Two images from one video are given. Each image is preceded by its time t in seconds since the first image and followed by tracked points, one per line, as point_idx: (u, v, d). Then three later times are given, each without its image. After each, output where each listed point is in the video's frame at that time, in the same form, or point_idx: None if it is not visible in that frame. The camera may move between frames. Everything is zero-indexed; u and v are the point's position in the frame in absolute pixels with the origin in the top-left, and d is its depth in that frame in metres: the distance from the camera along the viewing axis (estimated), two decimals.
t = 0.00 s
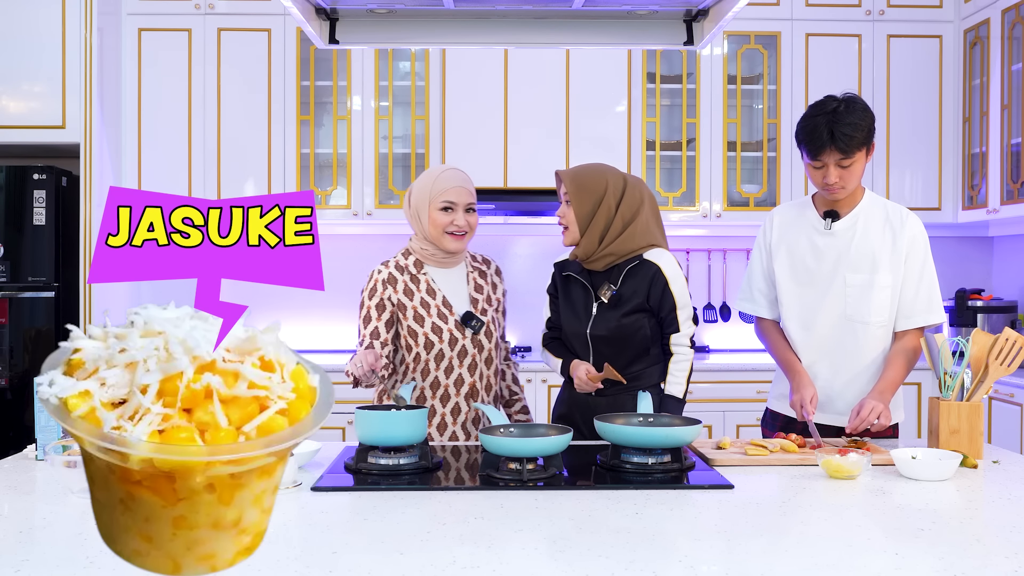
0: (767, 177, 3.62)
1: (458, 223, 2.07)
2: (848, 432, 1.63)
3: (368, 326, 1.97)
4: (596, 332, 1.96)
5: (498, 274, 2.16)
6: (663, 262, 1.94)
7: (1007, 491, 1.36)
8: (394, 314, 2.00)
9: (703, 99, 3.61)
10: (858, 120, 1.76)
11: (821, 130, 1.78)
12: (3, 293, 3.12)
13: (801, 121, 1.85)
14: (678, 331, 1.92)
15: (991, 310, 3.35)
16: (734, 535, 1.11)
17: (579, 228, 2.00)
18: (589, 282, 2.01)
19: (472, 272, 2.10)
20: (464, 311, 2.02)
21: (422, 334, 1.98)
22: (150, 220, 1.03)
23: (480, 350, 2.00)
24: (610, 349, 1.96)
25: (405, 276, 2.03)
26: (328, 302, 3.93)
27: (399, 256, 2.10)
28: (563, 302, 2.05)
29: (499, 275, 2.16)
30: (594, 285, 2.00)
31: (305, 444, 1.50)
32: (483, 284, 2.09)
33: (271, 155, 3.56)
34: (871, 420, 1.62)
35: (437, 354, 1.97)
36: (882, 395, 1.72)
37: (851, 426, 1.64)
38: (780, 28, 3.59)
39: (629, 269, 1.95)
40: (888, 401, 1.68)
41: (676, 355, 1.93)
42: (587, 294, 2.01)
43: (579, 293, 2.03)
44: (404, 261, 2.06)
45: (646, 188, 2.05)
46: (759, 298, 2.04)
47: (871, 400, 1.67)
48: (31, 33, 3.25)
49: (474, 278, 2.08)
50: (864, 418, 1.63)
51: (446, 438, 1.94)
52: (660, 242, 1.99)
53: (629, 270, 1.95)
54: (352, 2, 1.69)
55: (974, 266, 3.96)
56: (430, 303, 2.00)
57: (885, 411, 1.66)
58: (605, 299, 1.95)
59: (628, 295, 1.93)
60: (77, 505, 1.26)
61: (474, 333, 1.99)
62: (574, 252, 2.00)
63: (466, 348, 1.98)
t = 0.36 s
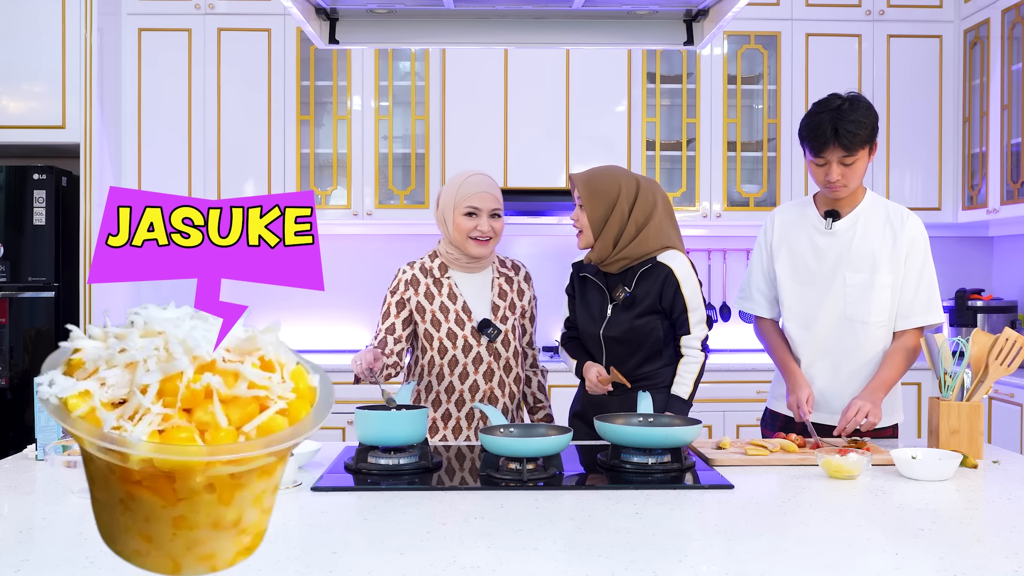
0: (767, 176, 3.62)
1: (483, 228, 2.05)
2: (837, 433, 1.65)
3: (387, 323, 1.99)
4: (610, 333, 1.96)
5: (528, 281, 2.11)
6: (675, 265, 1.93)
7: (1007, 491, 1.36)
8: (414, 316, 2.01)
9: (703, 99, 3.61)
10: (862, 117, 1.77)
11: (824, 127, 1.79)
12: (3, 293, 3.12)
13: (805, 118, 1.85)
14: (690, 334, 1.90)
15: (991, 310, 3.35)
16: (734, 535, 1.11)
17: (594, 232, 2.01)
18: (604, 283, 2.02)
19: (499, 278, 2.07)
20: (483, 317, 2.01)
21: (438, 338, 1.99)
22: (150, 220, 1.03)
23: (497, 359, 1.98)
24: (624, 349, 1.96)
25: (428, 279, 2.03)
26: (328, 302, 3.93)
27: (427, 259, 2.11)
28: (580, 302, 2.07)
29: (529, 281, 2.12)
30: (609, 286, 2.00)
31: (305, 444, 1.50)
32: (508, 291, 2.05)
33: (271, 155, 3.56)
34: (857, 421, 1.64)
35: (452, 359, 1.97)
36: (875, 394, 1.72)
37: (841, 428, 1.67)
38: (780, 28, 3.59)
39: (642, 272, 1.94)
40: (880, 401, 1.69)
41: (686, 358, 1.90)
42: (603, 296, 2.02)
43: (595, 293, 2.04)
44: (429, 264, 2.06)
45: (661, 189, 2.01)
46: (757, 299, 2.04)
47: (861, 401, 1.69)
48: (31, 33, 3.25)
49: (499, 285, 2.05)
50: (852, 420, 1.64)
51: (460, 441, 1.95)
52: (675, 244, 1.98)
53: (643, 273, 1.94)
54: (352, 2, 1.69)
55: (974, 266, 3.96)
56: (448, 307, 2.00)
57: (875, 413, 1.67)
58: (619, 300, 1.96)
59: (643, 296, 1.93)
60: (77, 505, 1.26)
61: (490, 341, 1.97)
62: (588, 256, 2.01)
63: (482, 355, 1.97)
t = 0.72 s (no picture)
0: (767, 176, 3.62)
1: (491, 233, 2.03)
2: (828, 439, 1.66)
3: (389, 313, 2.00)
4: (616, 334, 1.96)
5: (538, 282, 2.10)
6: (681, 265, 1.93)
7: (1007, 491, 1.36)
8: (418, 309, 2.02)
9: (703, 99, 3.61)
10: (863, 116, 1.76)
11: (826, 125, 1.79)
12: (3, 293, 3.12)
13: (806, 116, 1.85)
14: (693, 335, 1.89)
15: (991, 310, 3.35)
16: (734, 535, 1.11)
17: (603, 233, 2.00)
18: (612, 284, 2.01)
19: (506, 280, 2.06)
20: (485, 316, 2.01)
21: (438, 332, 1.99)
22: (150, 220, 1.03)
23: (495, 359, 1.98)
24: (631, 350, 1.96)
25: (434, 273, 2.04)
26: (328, 302, 3.93)
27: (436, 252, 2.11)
28: (586, 303, 2.06)
29: (539, 282, 2.11)
30: (617, 287, 2.00)
31: (305, 444, 1.50)
32: (513, 292, 2.05)
33: (271, 155, 3.56)
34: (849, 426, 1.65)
35: (449, 355, 1.97)
36: (867, 397, 1.72)
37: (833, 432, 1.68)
38: (780, 28, 3.59)
39: (649, 273, 1.94)
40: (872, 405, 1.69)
41: (689, 359, 1.88)
42: (609, 296, 2.02)
43: (602, 294, 2.03)
44: (437, 258, 2.06)
45: (670, 196, 2.03)
46: (758, 298, 2.04)
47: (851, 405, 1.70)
48: (32, 33, 3.25)
49: (505, 286, 2.05)
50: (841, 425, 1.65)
51: (454, 440, 1.94)
52: (682, 245, 1.99)
53: (649, 274, 1.94)
54: (352, 2, 1.69)
55: (974, 267, 3.96)
56: (452, 303, 2.01)
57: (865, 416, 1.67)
58: (627, 300, 1.96)
59: (649, 296, 1.93)
60: (77, 505, 1.26)
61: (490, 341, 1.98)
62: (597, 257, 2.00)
63: (479, 354, 1.97)
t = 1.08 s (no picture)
0: (767, 177, 3.62)
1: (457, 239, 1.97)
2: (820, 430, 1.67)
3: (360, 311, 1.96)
4: (620, 331, 1.95)
5: (513, 282, 2.05)
6: (691, 266, 1.94)
7: (1007, 491, 1.36)
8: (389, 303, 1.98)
9: (703, 99, 3.61)
10: (865, 114, 1.76)
11: (827, 123, 1.79)
12: (3, 293, 3.12)
13: (808, 114, 1.85)
14: (697, 336, 1.90)
15: (991, 310, 3.35)
16: (735, 535, 1.11)
17: (614, 231, 1.98)
18: (618, 281, 2.00)
19: (479, 272, 2.02)
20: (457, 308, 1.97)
21: (407, 324, 1.95)
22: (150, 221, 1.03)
23: (467, 350, 1.94)
24: (633, 348, 1.95)
25: (404, 270, 1.99)
26: (328, 302, 3.93)
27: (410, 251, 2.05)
28: (590, 299, 2.05)
29: (514, 284, 2.05)
30: (623, 284, 1.99)
31: (305, 444, 1.50)
32: (488, 288, 2.00)
33: (271, 155, 3.56)
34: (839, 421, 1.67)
35: (419, 346, 1.94)
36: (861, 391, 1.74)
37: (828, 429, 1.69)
38: (780, 28, 3.59)
39: (658, 272, 1.94)
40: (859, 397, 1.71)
41: (690, 360, 1.89)
42: (614, 293, 2.00)
43: (606, 289, 2.02)
44: (407, 257, 2.02)
45: (682, 199, 2.03)
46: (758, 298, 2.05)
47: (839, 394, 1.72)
48: (31, 33, 3.25)
49: (479, 278, 2.01)
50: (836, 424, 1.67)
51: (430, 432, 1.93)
52: (691, 245, 2.00)
53: (658, 273, 1.94)
54: (352, 3, 1.69)
55: (974, 266, 3.96)
56: (421, 295, 1.96)
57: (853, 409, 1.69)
58: (632, 299, 1.95)
59: (656, 295, 1.93)
60: (77, 505, 1.26)
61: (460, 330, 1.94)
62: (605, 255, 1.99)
63: (450, 345, 1.94)
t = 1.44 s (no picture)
0: (767, 176, 3.62)
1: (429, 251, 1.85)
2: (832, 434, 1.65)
3: (332, 321, 1.85)
4: (625, 329, 1.95)
5: (487, 291, 1.93)
6: (699, 266, 1.94)
7: (1007, 491, 1.36)
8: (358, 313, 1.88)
9: (703, 99, 3.61)
10: (864, 113, 1.76)
11: (827, 122, 1.79)
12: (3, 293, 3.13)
13: (807, 114, 1.85)
14: (701, 337, 1.89)
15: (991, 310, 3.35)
16: (735, 535, 1.11)
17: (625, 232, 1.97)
18: (624, 279, 2.00)
19: (450, 282, 1.90)
20: (425, 323, 1.86)
21: (373, 339, 1.85)
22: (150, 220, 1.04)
23: (434, 367, 1.85)
24: (636, 347, 1.95)
25: (375, 278, 1.88)
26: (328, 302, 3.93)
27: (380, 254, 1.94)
28: (595, 296, 2.05)
29: (488, 291, 1.94)
30: (629, 283, 1.99)
31: (304, 444, 1.50)
32: (459, 299, 1.89)
33: (271, 155, 3.56)
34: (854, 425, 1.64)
35: (383, 362, 1.85)
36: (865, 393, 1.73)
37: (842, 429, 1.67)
38: (780, 28, 3.59)
39: (666, 273, 1.94)
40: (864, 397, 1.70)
41: (693, 360, 1.88)
42: (620, 291, 2.01)
43: (613, 286, 2.02)
44: (379, 262, 1.90)
45: (691, 201, 2.03)
46: (757, 300, 2.05)
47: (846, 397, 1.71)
48: (31, 33, 3.25)
49: (450, 289, 1.90)
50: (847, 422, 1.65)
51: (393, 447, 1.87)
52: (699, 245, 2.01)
53: (666, 273, 1.94)
54: (352, 3, 1.69)
55: (974, 266, 3.96)
56: (390, 308, 1.86)
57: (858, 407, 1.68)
58: (639, 298, 1.95)
59: (662, 295, 1.93)
60: (77, 505, 1.26)
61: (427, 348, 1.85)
62: (615, 254, 1.99)
63: (416, 362, 1.85)
